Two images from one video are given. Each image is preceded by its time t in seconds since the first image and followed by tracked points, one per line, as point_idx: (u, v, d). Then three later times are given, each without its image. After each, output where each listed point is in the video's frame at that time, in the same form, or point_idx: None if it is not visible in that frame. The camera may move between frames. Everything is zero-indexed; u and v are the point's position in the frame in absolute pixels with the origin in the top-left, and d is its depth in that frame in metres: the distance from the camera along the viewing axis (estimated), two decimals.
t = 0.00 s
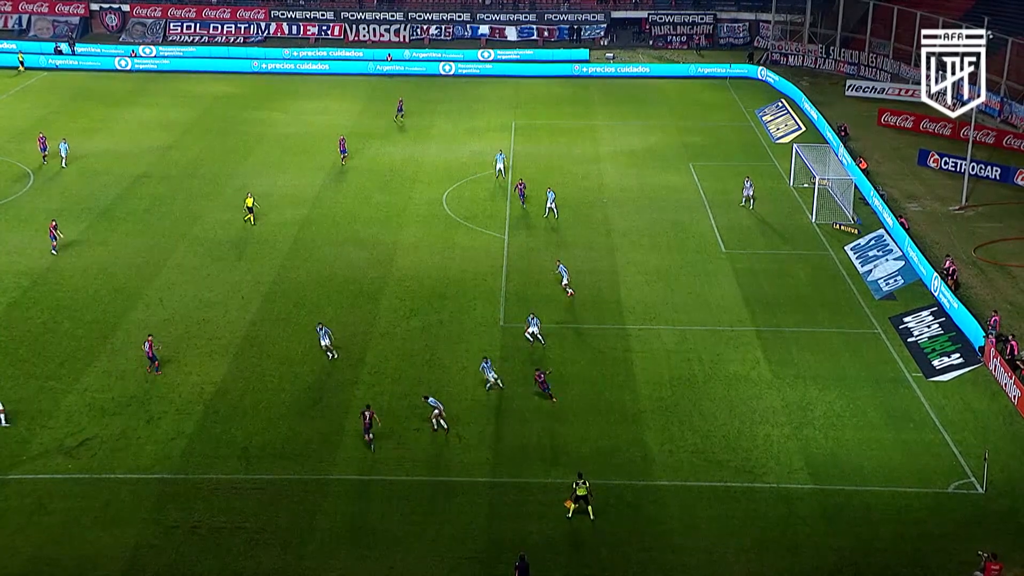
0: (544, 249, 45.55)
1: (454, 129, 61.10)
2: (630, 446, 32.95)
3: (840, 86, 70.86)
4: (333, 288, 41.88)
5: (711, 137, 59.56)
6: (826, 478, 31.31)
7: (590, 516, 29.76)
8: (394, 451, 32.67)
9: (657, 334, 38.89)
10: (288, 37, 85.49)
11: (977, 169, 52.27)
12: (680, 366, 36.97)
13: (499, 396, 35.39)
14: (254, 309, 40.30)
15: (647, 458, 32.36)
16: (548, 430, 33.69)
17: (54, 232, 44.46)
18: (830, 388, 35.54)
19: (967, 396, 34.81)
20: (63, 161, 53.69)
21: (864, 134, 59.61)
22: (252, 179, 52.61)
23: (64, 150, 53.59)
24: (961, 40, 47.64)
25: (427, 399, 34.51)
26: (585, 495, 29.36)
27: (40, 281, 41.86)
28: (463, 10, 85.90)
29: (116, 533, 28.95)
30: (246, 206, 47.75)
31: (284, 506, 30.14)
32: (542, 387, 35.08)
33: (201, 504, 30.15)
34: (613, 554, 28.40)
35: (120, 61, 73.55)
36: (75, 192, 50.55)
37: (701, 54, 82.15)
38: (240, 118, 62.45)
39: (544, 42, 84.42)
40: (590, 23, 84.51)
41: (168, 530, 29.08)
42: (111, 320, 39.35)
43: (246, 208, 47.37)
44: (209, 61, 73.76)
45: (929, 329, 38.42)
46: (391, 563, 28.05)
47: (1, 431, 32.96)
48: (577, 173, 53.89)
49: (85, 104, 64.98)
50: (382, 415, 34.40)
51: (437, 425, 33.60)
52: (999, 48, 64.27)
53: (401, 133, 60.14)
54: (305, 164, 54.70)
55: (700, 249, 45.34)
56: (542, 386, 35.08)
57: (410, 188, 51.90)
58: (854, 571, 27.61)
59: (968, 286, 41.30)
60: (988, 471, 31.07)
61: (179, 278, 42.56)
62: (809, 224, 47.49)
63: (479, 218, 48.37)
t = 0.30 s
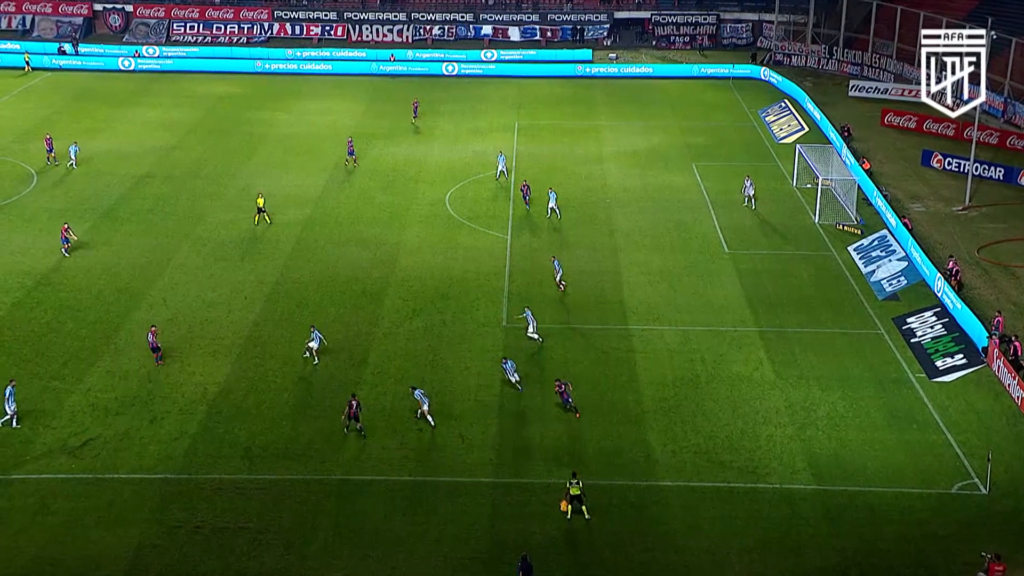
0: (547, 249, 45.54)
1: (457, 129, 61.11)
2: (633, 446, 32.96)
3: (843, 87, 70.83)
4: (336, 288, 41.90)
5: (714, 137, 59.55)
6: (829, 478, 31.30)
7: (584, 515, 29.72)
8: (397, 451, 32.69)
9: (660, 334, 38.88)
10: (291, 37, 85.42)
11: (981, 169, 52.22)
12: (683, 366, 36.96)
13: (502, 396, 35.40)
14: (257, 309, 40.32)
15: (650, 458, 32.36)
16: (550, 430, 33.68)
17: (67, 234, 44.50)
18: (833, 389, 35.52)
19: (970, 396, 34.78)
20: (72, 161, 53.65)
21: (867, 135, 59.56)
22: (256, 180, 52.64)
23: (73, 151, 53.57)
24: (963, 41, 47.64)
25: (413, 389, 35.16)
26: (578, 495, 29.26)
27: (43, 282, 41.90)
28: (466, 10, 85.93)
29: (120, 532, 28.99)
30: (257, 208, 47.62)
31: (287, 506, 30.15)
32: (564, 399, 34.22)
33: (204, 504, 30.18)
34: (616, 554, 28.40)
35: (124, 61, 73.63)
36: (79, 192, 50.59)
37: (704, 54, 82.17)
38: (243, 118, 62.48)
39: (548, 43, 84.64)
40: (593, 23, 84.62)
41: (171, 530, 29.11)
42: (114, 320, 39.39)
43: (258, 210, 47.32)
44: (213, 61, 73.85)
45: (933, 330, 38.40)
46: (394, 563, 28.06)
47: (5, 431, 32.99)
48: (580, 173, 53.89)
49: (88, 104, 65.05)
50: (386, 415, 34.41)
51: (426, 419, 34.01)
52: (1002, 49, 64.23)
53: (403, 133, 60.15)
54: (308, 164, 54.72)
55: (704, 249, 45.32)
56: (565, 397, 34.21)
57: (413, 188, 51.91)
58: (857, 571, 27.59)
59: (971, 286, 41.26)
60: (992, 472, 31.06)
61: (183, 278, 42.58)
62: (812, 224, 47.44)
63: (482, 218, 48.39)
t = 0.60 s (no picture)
0: (553, 251, 45.51)
1: (464, 132, 61.06)
2: (640, 449, 32.94)
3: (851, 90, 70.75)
4: (343, 291, 41.93)
5: (721, 140, 59.51)
6: (836, 482, 31.26)
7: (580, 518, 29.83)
8: (404, 453, 32.71)
9: (667, 337, 38.84)
10: (299, 40, 84.96)
11: (989, 172, 52.08)
12: (690, 369, 36.93)
13: (509, 399, 35.40)
14: (264, 312, 40.36)
15: (657, 461, 32.35)
16: (557, 433, 33.70)
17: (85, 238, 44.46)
18: (840, 392, 35.48)
19: (978, 400, 34.72)
20: (89, 165, 53.57)
21: (874, 138, 59.48)
22: (263, 182, 52.69)
23: (91, 156, 53.44)
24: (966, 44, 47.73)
25: (408, 382, 35.65)
26: (576, 500, 29.38)
27: (52, 283, 41.97)
28: (473, 14, 85.86)
29: (127, 534, 29.02)
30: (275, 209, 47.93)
31: (294, 509, 30.17)
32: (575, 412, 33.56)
33: (212, 506, 30.20)
34: (623, 558, 28.38)
35: (131, 64, 73.77)
36: (87, 194, 50.68)
37: (712, 57, 82.01)
38: (250, 121, 62.56)
39: (555, 45, 84.40)
40: (600, 26, 84.62)
41: (178, 532, 29.13)
42: (122, 322, 39.45)
43: (275, 212, 47.58)
44: (220, 64, 73.99)
45: (940, 333, 38.33)
46: (401, 566, 28.07)
47: (13, 432, 33.06)
48: (587, 176, 53.85)
49: (97, 106, 65.18)
50: (392, 418, 34.40)
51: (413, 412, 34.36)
52: (1010, 51, 64.13)
53: (410, 135, 60.17)
54: (315, 167, 54.75)
55: (711, 252, 45.29)
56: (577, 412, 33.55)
57: (420, 190, 51.91)
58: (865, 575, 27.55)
59: (979, 289, 41.17)
60: (1000, 476, 30.99)
61: (190, 280, 42.64)
62: (819, 228, 47.38)
63: (489, 221, 48.38)
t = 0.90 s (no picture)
0: (574, 253, 45.49)
1: (485, 133, 61.11)
2: (660, 451, 32.89)
3: (873, 92, 70.43)
4: (364, 291, 42.06)
5: (741, 142, 59.36)
6: (858, 486, 31.11)
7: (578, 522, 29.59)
8: (424, 455, 32.75)
9: (688, 340, 38.75)
10: (320, 41, 85.31)
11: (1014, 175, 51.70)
12: (711, 372, 36.85)
13: (528, 401, 35.41)
14: (285, 312, 40.53)
15: (677, 464, 32.29)
16: (577, 435, 33.68)
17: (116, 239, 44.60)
18: (862, 396, 35.32)
19: (1002, 405, 34.47)
20: (123, 168, 53.64)
21: (897, 140, 59.18)
22: (284, 183, 52.90)
23: (125, 160, 53.47)
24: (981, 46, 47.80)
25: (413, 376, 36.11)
26: (578, 499, 29.28)
27: (75, 283, 42.25)
28: (494, 15, 85.95)
29: (149, 533, 29.18)
30: (302, 211, 48.09)
31: (314, 509, 30.27)
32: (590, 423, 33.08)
33: (233, 505, 30.32)
34: (643, 560, 28.33)
35: (154, 65, 74.23)
36: (109, 194, 51.01)
37: (733, 59, 81.73)
38: (271, 122, 62.82)
39: (576, 47, 84.31)
40: (622, 28, 84.62)
41: (200, 531, 29.27)
42: (144, 321, 39.68)
43: (303, 213, 47.74)
44: (242, 65, 74.44)
45: (963, 337, 38.08)
46: (421, 567, 28.11)
47: (37, 430, 33.32)
48: (608, 178, 53.79)
49: (120, 107, 65.61)
50: (413, 419, 34.46)
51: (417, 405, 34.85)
52: None
53: (430, 137, 60.28)
54: (335, 168, 54.93)
55: (732, 254, 45.17)
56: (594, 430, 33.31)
57: (441, 192, 51.98)
58: None
59: (1003, 293, 40.88)
60: None
61: (212, 280, 42.85)
62: (841, 230, 47.18)
63: (509, 222, 48.41)
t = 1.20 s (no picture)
0: (599, 254, 45.45)
1: (509, 134, 61.11)
2: (683, 453, 32.79)
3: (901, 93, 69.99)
4: (388, 291, 42.16)
5: (766, 143, 59.12)
6: (883, 490, 30.91)
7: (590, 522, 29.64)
8: (447, 455, 32.78)
9: (711, 341, 38.62)
10: (346, 41, 85.69)
11: None
12: (736, 374, 36.71)
13: (552, 401, 35.40)
14: (310, 311, 40.67)
15: (701, 465, 32.20)
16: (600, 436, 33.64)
17: (149, 238, 44.79)
18: (888, 399, 35.09)
19: None
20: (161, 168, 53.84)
21: (924, 142, 58.76)
22: (308, 182, 53.10)
23: (162, 160, 53.73)
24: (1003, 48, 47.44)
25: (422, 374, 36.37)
26: (587, 504, 29.18)
27: (102, 282, 42.55)
28: (520, 16, 85.98)
29: (175, 530, 29.36)
30: (336, 210, 48.32)
31: (337, 507, 30.36)
32: (598, 435, 32.30)
33: (256, 504, 30.45)
34: (666, 562, 28.27)
35: (182, 65, 74.74)
36: (136, 193, 51.34)
37: (759, 59, 81.38)
38: (296, 121, 63.09)
39: (601, 47, 84.38)
40: (647, 29, 84.54)
41: (224, 529, 29.41)
42: (170, 319, 39.92)
43: (337, 212, 48.01)
44: (268, 65, 74.87)
45: (991, 340, 37.63)
46: (444, 566, 28.13)
47: (64, 426, 33.59)
48: (632, 179, 53.69)
49: (147, 106, 66.08)
50: (436, 419, 34.50)
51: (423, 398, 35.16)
52: None
53: (455, 137, 60.36)
54: (360, 168, 55.09)
55: (757, 255, 45.01)
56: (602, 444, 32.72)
57: (466, 192, 52.02)
58: None
59: None
60: None
61: (237, 279, 43.06)
62: (867, 232, 46.93)
63: (533, 222, 48.42)
